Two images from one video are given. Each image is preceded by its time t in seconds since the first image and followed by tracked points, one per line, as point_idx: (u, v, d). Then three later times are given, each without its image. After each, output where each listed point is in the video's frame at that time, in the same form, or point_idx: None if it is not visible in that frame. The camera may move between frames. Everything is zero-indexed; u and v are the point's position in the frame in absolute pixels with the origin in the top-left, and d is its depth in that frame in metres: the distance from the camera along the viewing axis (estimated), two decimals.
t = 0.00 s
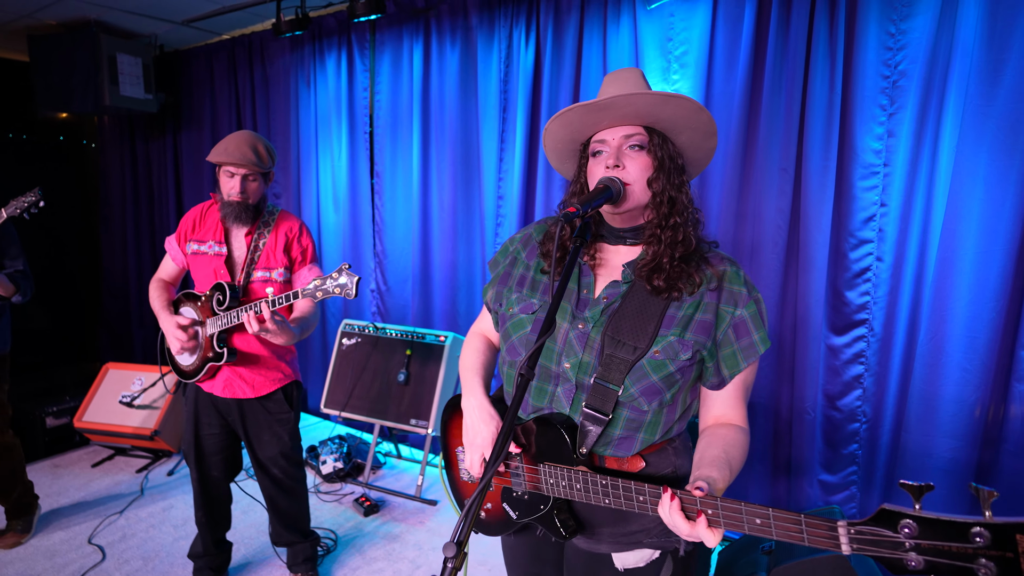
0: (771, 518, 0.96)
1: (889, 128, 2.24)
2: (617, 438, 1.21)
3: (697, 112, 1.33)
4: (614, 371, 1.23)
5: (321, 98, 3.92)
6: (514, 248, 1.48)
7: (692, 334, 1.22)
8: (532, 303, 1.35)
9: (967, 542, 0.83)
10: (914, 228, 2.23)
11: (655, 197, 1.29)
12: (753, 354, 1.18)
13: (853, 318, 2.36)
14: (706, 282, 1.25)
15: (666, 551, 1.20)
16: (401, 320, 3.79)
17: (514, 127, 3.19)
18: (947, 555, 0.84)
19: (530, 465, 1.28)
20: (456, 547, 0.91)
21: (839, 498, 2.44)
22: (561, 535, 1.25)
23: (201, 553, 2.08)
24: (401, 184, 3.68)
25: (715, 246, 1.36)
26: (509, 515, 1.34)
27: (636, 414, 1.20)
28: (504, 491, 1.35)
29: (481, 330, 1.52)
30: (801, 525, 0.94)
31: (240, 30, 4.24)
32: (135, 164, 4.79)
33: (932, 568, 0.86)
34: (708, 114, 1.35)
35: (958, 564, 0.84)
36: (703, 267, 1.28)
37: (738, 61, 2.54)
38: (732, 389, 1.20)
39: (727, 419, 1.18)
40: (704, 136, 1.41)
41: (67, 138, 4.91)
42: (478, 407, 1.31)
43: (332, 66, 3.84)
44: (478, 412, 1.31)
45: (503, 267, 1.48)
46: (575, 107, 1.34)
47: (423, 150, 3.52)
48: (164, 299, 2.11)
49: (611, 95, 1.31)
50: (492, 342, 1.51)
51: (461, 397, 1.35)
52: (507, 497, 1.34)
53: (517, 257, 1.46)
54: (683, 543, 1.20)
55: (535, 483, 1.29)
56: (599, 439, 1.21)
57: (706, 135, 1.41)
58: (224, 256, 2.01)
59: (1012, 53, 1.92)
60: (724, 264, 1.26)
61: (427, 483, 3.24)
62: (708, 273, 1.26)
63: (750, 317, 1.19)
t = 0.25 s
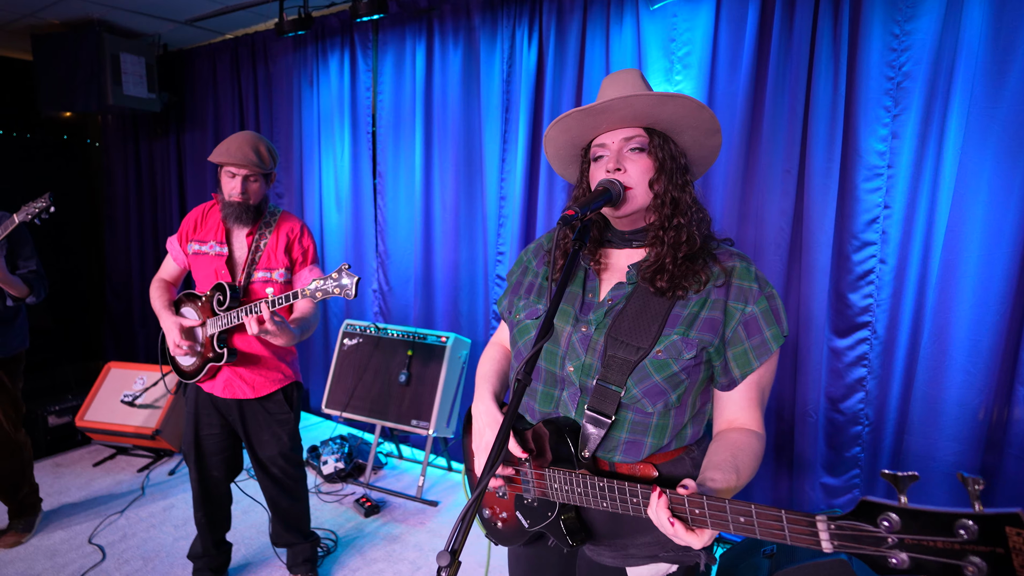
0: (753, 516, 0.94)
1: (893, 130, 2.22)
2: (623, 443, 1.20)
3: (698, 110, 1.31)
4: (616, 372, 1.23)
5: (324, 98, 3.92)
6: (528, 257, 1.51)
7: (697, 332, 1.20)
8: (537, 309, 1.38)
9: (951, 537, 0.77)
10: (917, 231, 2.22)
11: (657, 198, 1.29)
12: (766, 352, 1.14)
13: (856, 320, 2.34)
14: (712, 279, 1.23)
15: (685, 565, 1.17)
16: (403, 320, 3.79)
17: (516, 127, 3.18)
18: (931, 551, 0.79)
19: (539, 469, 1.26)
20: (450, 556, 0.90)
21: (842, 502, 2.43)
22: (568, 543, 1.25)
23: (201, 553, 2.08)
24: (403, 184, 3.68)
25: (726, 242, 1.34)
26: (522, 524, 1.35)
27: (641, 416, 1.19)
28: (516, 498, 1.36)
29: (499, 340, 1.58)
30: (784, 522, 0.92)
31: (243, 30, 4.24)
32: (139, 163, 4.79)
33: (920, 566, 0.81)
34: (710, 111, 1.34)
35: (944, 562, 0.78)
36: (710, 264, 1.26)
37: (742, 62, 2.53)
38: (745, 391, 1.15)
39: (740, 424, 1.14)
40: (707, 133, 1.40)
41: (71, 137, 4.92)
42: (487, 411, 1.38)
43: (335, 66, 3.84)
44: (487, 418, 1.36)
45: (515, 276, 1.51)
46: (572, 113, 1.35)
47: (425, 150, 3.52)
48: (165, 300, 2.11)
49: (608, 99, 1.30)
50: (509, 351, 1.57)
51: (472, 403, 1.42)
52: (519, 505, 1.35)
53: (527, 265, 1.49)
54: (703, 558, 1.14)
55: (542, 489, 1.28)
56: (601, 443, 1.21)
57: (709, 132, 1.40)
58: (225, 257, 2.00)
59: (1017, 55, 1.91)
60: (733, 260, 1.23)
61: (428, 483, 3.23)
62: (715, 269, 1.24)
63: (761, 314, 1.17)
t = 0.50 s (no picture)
0: (752, 512, 0.91)
1: (904, 131, 2.20)
2: (635, 444, 1.19)
3: (702, 103, 1.30)
4: (626, 372, 1.22)
5: (332, 98, 3.92)
6: (540, 263, 1.53)
7: (706, 328, 1.19)
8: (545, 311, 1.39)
9: (952, 532, 0.73)
10: (928, 233, 2.19)
11: (664, 194, 1.28)
12: (782, 348, 1.11)
13: (865, 323, 2.32)
14: (723, 273, 1.21)
15: None
16: (410, 320, 3.78)
17: (523, 128, 3.17)
18: (934, 548, 0.75)
19: (549, 474, 1.28)
20: (448, 563, 0.90)
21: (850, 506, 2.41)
22: (580, 548, 1.24)
23: (205, 553, 2.09)
24: (410, 185, 3.68)
25: (737, 236, 1.32)
26: (535, 530, 1.35)
27: (651, 416, 1.18)
28: (531, 503, 1.37)
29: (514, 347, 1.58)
30: (782, 519, 0.89)
31: (252, 30, 4.25)
32: (149, 163, 4.82)
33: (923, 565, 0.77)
34: (715, 104, 1.32)
35: (948, 559, 0.74)
36: (720, 258, 1.25)
37: (750, 62, 2.52)
38: (762, 388, 1.12)
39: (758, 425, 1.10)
40: (714, 127, 1.38)
41: (81, 137, 4.96)
42: (498, 413, 1.38)
43: (343, 67, 3.85)
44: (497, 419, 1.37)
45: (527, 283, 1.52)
46: (574, 113, 1.35)
47: (432, 151, 3.52)
48: (171, 299, 2.12)
49: (609, 97, 1.31)
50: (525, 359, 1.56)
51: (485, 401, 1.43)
52: (533, 510, 1.35)
53: (539, 270, 1.51)
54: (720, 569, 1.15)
55: (553, 493, 1.29)
56: (611, 444, 1.21)
57: (716, 125, 1.38)
58: (231, 257, 2.01)
59: None
60: (745, 253, 1.22)
61: (433, 484, 3.23)
62: (726, 264, 1.22)
63: (775, 308, 1.14)
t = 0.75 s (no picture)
0: (775, 522, 0.88)
1: (927, 130, 2.15)
2: (654, 452, 1.17)
3: (718, 107, 1.27)
4: (641, 379, 1.20)
5: (347, 98, 3.94)
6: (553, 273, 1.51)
7: (723, 332, 1.16)
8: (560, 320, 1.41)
9: (993, 543, 0.70)
10: (951, 234, 2.14)
11: (676, 199, 1.26)
12: (803, 350, 1.08)
13: (885, 326, 2.27)
14: (738, 275, 1.19)
15: None
16: (424, 320, 3.78)
17: (537, 127, 3.15)
18: (971, 559, 0.72)
19: (567, 484, 1.26)
20: (450, 568, 0.89)
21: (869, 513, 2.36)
22: (600, 561, 1.21)
23: (218, 550, 2.10)
24: (424, 184, 3.68)
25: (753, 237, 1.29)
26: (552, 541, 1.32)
27: (669, 423, 1.16)
28: (547, 515, 1.33)
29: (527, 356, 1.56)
30: (807, 529, 0.86)
31: (269, 31, 4.28)
32: (168, 163, 4.87)
33: None
34: (730, 107, 1.29)
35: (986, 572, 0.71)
36: (735, 260, 1.22)
37: (768, 60, 2.48)
38: (784, 392, 1.10)
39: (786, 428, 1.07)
40: (730, 131, 1.35)
41: (103, 137, 5.03)
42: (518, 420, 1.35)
43: (358, 66, 3.86)
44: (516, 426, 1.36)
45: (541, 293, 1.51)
46: (586, 115, 1.33)
47: (447, 151, 3.52)
48: (184, 298, 2.13)
49: (622, 99, 1.28)
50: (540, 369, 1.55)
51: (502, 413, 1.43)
52: (550, 522, 1.32)
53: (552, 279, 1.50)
54: None
55: (571, 504, 1.26)
56: (629, 453, 1.18)
57: (731, 130, 1.35)
58: (245, 257, 2.02)
59: None
60: (760, 254, 1.19)
61: (446, 484, 3.22)
62: (741, 265, 1.20)
63: (793, 309, 1.11)
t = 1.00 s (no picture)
0: (816, 531, 0.85)
1: (954, 128, 2.08)
2: (675, 457, 1.14)
3: (737, 110, 1.24)
4: (658, 382, 1.18)
5: (365, 98, 3.95)
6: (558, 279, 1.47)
7: (740, 330, 1.14)
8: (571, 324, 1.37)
9: None
10: (979, 235, 2.07)
11: (685, 202, 1.23)
12: (823, 346, 1.07)
13: (909, 329, 2.21)
14: (752, 273, 1.18)
15: None
16: (439, 320, 3.78)
17: (554, 127, 3.13)
18: None
19: (582, 492, 1.22)
20: (452, 573, 0.87)
21: (891, 520, 2.30)
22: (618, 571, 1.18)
23: (232, 547, 2.12)
24: (441, 183, 3.67)
25: (764, 235, 1.28)
26: (569, 551, 1.28)
27: (690, 426, 1.13)
28: (562, 524, 1.30)
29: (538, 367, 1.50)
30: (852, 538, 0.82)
31: (289, 32, 4.32)
32: (189, 163, 4.93)
33: None
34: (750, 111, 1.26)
35: None
36: (746, 258, 1.21)
37: (789, 58, 2.43)
38: (806, 390, 1.08)
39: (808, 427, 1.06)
40: (747, 136, 1.32)
41: (126, 137, 5.13)
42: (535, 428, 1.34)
43: (376, 66, 3.87)
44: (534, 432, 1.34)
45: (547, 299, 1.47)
46: (602, 107, 1.30)
47: (463, 150, 3.51)
48: (200, 295, 2.15)
49: (639, 94, 1.26)
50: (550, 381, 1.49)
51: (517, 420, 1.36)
52: (565, 531, 1.29)
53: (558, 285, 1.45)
54: None
55: (588, 513, 1.23)
56: (648, 460, 1.16)
57: (748, 134, 1.32)
58: (259, 255, 2.03)
59: None
60: (774, 250, 1.18)
61: (460, 484, 3.22)
62: (754, 263, 1.19)
63: (811, 305, 1.10)
